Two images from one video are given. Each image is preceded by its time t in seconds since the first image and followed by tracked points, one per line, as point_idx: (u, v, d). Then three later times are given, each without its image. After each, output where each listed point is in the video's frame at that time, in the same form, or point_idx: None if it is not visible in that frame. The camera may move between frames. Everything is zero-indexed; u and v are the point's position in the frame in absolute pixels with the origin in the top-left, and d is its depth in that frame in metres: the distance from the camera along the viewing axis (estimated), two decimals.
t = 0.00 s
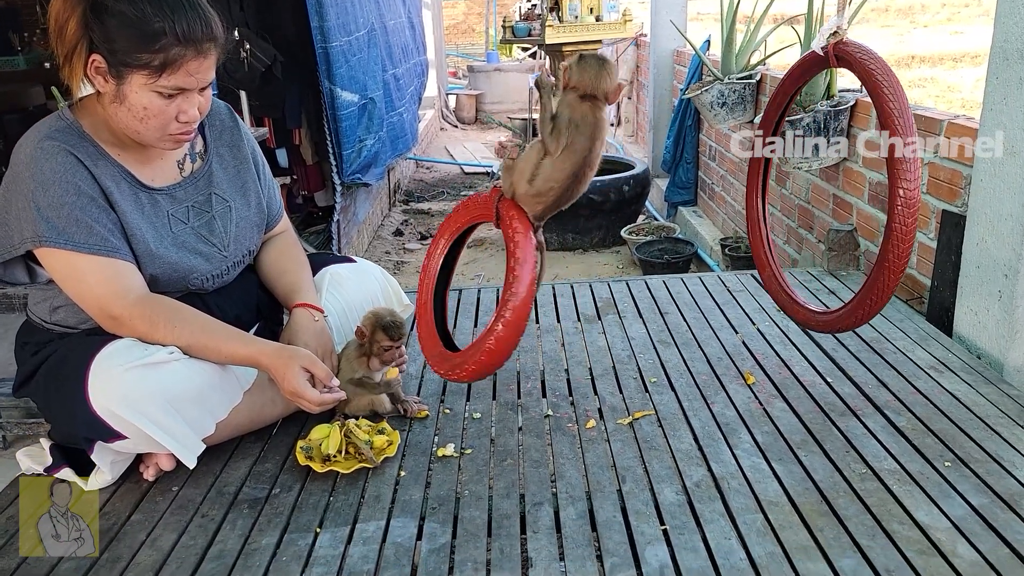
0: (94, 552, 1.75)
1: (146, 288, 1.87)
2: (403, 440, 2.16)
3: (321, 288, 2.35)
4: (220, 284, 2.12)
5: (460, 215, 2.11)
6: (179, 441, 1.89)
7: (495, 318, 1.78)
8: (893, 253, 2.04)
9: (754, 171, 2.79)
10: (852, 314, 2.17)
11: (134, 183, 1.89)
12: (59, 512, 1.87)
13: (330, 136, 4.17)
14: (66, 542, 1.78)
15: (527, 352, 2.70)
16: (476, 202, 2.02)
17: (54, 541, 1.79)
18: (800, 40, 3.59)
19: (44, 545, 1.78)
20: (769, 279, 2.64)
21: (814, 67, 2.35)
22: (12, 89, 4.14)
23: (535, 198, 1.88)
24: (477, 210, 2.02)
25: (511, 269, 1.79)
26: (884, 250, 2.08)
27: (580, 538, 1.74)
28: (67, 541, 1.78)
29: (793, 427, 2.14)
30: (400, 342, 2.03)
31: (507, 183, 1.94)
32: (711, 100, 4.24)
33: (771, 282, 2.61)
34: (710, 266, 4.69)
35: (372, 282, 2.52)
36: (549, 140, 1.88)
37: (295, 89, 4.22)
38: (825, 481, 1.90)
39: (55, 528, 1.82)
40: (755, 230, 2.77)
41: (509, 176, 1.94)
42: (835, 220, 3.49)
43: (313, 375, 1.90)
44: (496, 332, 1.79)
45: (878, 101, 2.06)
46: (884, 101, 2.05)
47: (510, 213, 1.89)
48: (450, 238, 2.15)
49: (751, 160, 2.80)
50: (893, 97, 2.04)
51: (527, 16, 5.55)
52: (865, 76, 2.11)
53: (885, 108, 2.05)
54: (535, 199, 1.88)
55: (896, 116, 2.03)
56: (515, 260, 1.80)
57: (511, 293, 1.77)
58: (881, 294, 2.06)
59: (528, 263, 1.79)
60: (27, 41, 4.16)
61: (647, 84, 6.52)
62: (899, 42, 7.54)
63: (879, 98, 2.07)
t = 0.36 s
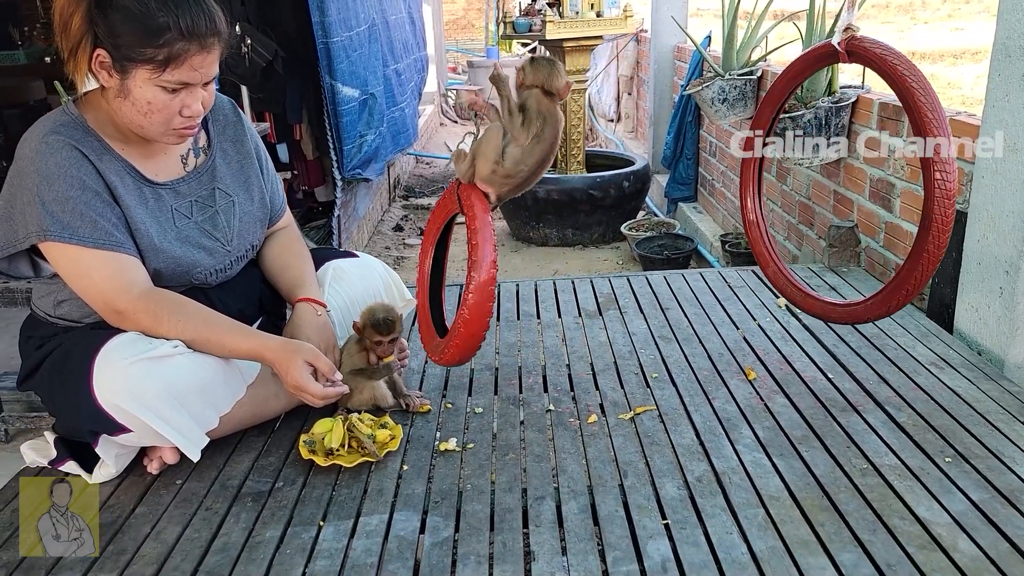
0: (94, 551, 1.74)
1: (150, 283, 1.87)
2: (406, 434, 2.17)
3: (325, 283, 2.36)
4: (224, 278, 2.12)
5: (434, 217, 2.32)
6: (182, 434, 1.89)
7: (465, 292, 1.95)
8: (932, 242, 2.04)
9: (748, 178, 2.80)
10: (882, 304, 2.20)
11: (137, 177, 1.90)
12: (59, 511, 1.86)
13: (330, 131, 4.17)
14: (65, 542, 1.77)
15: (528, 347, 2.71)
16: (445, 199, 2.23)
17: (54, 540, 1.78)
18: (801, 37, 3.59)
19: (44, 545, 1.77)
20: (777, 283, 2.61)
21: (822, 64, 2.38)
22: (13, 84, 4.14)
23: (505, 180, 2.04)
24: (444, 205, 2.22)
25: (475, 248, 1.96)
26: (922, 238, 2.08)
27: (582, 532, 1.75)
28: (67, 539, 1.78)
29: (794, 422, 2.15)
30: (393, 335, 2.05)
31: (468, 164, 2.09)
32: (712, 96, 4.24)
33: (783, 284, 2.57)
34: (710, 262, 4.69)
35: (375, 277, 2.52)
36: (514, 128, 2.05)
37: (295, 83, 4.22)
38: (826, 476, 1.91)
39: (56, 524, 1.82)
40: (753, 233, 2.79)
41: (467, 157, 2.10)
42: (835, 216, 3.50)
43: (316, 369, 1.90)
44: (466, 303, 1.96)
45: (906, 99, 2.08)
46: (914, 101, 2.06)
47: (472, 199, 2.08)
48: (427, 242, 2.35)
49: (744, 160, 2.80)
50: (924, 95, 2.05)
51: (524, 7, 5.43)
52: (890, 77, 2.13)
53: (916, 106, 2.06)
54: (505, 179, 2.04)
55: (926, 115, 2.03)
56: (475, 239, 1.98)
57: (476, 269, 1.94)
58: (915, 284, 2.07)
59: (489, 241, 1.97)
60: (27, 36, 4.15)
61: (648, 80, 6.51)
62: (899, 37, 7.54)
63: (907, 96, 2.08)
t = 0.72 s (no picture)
0: (94, 551, 1.74)
1: (149, 280, 1.88)
2: (404, 432, 2.17)
3: (325, 281, 2.37)
4: (223, 276, 2.12)
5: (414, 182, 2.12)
6: (181, 431, 1.90)
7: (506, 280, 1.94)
8: (975, 230, 1.90)
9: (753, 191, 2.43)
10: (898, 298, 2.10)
11: (137, 175, 1.90)
12: (59, 510, 1.86)
13: (330, 129, 4.17)
14: (65, 542, 1.77)
15: (527, 345, 2.72)
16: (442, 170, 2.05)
17: (54, 540, 1.78)
18: (801, 35, 3.59)
19: (43, 544, 1.77)
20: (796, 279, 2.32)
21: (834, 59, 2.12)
22: (13, 81, 4.13)
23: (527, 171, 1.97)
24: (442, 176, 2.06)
25: (512, 235, 1.92)
26: (965, 223, 1.93)
27: (580, 529, 1.75)
28: (68, 539, 1.78)
29: (792, 421, 2.16)
30: (388, 335, 2.10)
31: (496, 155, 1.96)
32: (711, 95, 4.24)
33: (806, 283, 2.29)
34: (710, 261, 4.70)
35: (374, 275, 2.52)
36: (540, 121, 1.94)
37: (295, 81, 4.22)
38: (823, 474, 1.91)
39: (55, 522, 1.83)
40: (764, 247, 2.42)
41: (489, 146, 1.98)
42: (835, 215, 3.50)
43: (315, 367, 1.91)
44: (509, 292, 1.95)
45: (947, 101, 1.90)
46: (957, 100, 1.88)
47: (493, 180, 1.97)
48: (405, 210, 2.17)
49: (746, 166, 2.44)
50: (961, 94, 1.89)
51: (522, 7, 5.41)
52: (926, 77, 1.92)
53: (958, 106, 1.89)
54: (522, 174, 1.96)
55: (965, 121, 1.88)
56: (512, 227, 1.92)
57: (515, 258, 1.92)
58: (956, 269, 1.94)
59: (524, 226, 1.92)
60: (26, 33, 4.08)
61: (648, 77, 6.50)
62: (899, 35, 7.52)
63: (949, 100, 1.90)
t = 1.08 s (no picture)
0: (94, 551, 1.73)
1: (149, 277, 1.88)
2: (403, 430, 2.17)
3: (324, 279, 2.36)
4: (223, 274, 2.12)
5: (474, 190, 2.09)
6: (180, 430, 1.90)
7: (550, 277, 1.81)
8: (1004, 223, 1.92)
9: (755, 204, 2.29)
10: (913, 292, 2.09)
11: (136, 172, 1.90)
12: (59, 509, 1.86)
13: (330, 128, 4.17)
14: (64, 541, 1.77)
15: (526, 344, 2.72)
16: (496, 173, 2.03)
17: (53, 540, 1.77)
18: (801, 35, 3.59)
19: (43, 544, 1.77)
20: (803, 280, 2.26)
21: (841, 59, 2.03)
22: (13, 79, 4.13)
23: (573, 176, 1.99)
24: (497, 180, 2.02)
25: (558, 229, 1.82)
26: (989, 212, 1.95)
27: (579, 527, 1.76)
28: (68, 538, 1.78)
29: (791, 419, 2.16)
30: (385, 326, 2.08)
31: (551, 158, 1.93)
32: (711, 93, 4.24)
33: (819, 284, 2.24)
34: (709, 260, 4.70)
35: (373, 273, 2.52)
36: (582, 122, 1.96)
37: (295, 80, 4.21)
38: (822, 473, 1.91)
39: (55, 520, 1.83)
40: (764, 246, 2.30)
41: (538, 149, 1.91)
42: (834, 214, 3.50)
43: (314, 366, 1.90)
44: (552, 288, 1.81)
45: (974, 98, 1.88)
46: (981, 97, 1.88)
47: (539, 177, 1.90)
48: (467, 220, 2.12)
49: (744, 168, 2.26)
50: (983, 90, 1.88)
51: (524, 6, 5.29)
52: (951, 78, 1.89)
53: (982, 103, 1.89)
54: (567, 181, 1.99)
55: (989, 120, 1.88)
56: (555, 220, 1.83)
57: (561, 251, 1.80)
58: (983, 259, 1.96)
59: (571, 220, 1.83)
60: (25, 31, 4.06)
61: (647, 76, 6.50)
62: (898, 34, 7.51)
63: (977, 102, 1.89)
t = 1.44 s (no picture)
0: (94, 551, 1.73)
1: (148, 276, 1.88)
2: (402, 429, 2.17)
3: (323, 279, 2.37)
4: (222, 273, 2.12)
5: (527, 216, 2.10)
6: (180, 430, 1.89)
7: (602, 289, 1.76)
8: (1002, 217, 2.01)
9: (737, 206, 2.28)
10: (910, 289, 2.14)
11: (135, 171, 1.90)
12: (59, 509, 1.86)
13: (329, 127, 4.17)
14: (64, 541, 1.77)
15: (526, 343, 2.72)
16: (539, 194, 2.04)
17: (53, 540, 1.77)
18: (800, 35, 3.58)
19: (42, 543, 1.77)
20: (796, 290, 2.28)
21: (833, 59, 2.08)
22: (11, 79, 4.12)
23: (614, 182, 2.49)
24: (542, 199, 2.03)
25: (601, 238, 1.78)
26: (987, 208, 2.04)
27: (579, 526, 1.76)
28: (67, 537, 1.78)
29: (790, 418, 2.16)
30: (380, 318, 2.07)
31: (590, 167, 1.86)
32: (710, 93, 4.24)
33: (804, 286, 2.27)
34: (709, 259, 4.69)
35: (372, 272, 2.52)
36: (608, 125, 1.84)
37: (294, 80, 4.21)
38: (821, 471, 1.92)
39: (54, 519, 1.83)
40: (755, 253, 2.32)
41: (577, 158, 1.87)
42: (833, 213, 3.50)
43: (313, 365, 1.90)
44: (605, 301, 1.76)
45: (974, 97, 1.97)
46: (979, 93, 1.97)
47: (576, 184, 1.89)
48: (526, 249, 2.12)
49: (728, 164, 2.24)
50: (978, 87, 1.98)
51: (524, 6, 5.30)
52: (950, 77, 1.98)
53: (980, 99, 1.98)
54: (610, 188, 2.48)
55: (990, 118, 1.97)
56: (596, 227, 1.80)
57: (607, 261, 1.75)
58: (981, 252, 2.04)
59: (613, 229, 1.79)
60: (24, 31, 4.05)
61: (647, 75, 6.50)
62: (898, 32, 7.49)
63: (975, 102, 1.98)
